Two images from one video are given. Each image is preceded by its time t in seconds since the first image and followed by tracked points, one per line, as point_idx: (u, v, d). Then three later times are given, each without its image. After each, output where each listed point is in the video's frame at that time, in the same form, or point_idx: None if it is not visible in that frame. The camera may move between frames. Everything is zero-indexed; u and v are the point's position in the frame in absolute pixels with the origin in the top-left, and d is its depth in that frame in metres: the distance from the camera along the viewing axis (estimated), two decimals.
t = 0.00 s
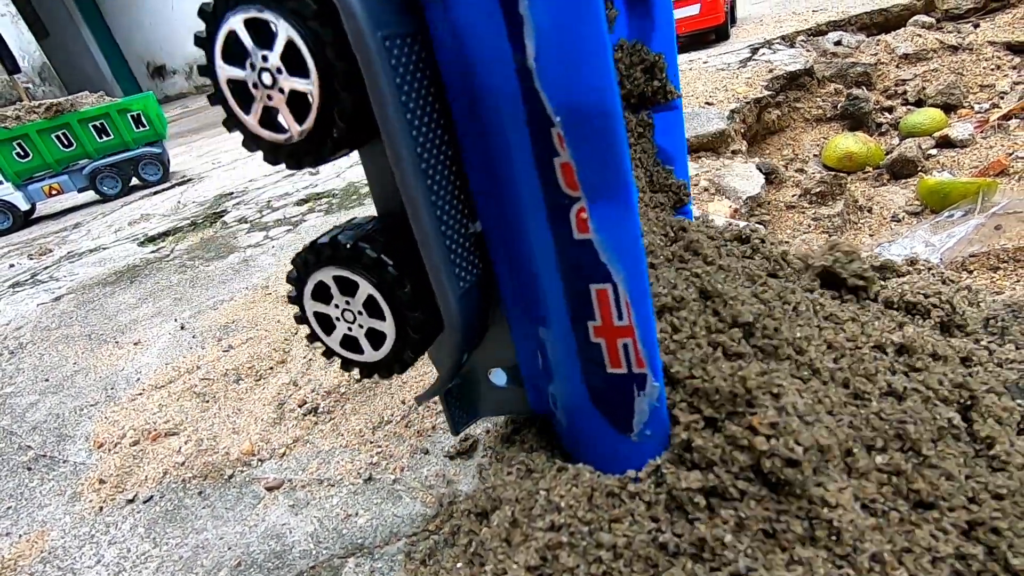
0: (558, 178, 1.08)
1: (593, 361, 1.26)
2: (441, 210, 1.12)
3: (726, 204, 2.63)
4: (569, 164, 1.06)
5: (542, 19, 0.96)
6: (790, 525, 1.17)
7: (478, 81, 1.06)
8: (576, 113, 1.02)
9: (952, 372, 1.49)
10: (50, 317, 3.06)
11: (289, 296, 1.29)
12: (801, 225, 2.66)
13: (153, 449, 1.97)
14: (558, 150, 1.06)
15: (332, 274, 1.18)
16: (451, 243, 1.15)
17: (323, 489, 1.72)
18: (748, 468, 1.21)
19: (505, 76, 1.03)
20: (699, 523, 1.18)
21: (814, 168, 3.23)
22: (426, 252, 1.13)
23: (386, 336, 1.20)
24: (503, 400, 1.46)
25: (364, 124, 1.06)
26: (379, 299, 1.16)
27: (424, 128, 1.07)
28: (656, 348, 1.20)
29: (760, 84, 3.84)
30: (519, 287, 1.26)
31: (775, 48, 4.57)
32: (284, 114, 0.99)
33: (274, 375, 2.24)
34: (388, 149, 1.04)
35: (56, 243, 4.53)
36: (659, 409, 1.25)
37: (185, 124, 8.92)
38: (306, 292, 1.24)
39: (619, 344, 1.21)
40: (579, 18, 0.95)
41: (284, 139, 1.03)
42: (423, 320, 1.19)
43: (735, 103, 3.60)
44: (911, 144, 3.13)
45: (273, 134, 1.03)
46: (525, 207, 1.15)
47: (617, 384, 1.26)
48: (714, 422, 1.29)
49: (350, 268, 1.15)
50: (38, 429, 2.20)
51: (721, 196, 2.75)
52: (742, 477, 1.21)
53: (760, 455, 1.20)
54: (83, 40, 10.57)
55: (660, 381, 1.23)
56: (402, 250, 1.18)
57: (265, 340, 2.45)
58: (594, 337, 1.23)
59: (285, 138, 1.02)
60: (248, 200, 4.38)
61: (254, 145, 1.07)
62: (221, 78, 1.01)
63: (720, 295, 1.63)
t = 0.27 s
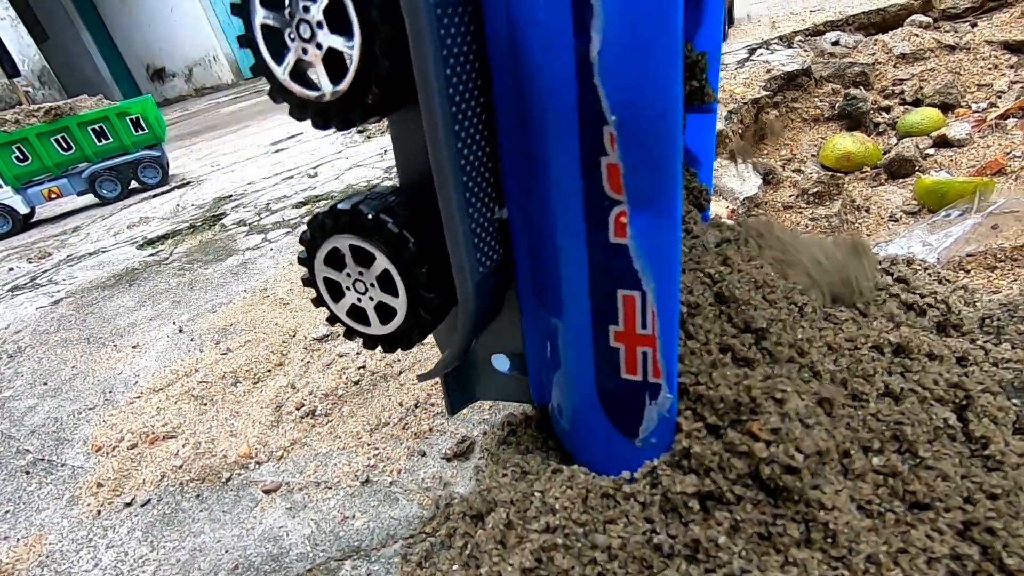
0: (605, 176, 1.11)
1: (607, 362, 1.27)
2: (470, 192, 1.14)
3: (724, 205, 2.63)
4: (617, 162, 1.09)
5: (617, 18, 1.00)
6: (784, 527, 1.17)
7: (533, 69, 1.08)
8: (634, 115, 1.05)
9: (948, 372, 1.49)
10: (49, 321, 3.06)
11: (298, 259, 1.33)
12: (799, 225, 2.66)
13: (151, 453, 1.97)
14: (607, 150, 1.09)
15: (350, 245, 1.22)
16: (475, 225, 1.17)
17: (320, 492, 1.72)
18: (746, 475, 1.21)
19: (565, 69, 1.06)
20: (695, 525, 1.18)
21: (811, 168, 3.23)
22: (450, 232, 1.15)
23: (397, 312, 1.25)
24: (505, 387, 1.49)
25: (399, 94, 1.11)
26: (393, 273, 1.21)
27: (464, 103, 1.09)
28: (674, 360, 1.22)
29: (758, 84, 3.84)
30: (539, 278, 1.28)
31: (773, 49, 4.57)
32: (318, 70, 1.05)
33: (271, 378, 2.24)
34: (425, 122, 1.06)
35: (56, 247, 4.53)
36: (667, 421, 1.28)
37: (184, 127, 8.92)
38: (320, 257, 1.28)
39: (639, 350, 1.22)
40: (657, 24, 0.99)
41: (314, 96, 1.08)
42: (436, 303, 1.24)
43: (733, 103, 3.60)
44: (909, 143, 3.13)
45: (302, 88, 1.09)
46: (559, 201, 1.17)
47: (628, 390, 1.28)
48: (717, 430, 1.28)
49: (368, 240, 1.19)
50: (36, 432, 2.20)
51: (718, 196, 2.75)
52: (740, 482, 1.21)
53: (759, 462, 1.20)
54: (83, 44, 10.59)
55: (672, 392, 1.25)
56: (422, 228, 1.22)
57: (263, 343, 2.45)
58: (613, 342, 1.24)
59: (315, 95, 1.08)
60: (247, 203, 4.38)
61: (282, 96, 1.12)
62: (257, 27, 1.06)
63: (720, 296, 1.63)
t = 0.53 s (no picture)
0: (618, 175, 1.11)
1: (613, 360, 1.27)
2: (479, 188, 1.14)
3: (722, 204, 2.64)
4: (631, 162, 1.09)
5: (639, 19, 0.99)
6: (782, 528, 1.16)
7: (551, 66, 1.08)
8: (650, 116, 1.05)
9: (944, 369, 1.49)
10: (48, 325, 3.06)
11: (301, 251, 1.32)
12: (797, 224, 2.67)
13: (150, 456, 1.96)
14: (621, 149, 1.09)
15: (352, 238, 1.22)
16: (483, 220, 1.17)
17: (319, 494, 1.72)
18: (743, 476, 1.20)
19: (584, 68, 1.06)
20: (691, 524, 1.18)
21: (809, 167, 3.23)
22: (459, 224, 1.15)
23: (401, 303, 1.24)
24: (505, 386, 1.49)
25: (411, 87, 1.09)
26: (397, 264, 1.20)
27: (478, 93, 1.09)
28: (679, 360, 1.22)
29: (755, 84, 3.84)
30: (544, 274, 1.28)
31: (770, 48, 4.57)
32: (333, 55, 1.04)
33: (270, 380, 2.24)
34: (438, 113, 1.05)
35: (55, 251, 4.53)
36: (666, 421, 1.28)
37: (183, 130, 8.93)
38: (323, 250, 1.27)
39: (642, 349, 1.23)
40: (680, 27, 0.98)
41: (324, 84, 1.07)
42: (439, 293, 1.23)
43: (731, 103, 3.60)
44: (906, 142, 3.13)
45: (313, 76, 1.07)
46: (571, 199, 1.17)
47: (632, 390, 1.28)
48: (715, 430, 1.27)
49: (372, 229, 1.18)
50: (35, 437, 2.20)
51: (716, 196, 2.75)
52: (736, 484, 1.20)
53: (756, 463, 1.20)
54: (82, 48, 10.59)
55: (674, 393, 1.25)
56: (427, 220, 1.22)
57: (262, 346, 2.45)
58: (619, 340, 1.25)
59: (327, 82, 1.06)
60: (245, 206, 4.38)
61: (292, 84, 1.10)
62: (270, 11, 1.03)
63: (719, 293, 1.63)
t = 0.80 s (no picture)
0: (662, 183, 1.06)
1: (633, 366, 1.24)
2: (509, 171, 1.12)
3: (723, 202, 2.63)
4: (678, 173, 1.04)
5: (709, 29, 0.92)
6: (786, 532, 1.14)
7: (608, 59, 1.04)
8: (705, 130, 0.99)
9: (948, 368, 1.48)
10: (47, 327, 3.05)
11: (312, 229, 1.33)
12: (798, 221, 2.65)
13: (149, 458, 1.96)
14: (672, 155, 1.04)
15: (367, 214, 1.22)
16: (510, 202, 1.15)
17: (319, 496, 1.71)
18: (750, 485, 1.18)
19: (640, 69, 1.01)
20: (694, 526, 1.17)
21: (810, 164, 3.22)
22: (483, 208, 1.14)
23: (414, 281, 1.24)
24: (512, 374, 1.50)
25: (440, 62, 1.08)
26: (411, 242, 1.20)
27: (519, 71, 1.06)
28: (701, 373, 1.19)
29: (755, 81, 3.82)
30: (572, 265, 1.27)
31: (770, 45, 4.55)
32: (359, 22, 1.04)
33: (270, 381, 2.23)
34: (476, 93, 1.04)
35: (55, 253, 4.53)
36: (677, 432, 1.26)
37: (183, 132, 8.92)
38: (335, 226, 1.27)
39: (665, 359, 1.19)
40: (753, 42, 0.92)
41: (350, 46, 1.07)
42: (456, 271, 1.22)
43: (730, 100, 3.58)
44: (907, 138, 3.12)
45: (339, 39, 1.07)
46: (608, 198, 1.14)
47: (646, 396, 1.25)
48: (725, 439, 1.23)
49: (386, 204, 1.18)
50: (34, 440, 2.19)
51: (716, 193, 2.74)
52: (742, 491, 1.18)
53: (768, 474, 1.16)
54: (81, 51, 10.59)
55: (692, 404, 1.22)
56: (444, 198, 1.21)
57: (261, 347, 2.44)
58: (643, 349, 1.21)
59: (354, 47, 1.06)
60: (245, 207, 4.37)
61: (317, 42, 1.10)
62: None
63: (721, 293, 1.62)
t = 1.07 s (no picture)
0: (676, 185, 1.07)
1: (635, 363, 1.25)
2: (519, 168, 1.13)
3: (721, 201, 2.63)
4: (692, 176, 1.05)
5: (733, 39, 0.92)
6: (782, 532, 1.14)
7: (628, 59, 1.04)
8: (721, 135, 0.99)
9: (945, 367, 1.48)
10: (49, 330, 3.07)
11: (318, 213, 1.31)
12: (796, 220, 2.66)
13: (150, 461, 1.96)
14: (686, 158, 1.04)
15: (373, 198, 1.21)
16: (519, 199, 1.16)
17: (318, 497, 1.72)
18: (744, 484, 1.18)
19: (658, 69, 1.01)
20: (690, 526, 1.17)
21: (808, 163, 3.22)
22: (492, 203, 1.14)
23: (421, 265, 1.23)
24: (509, 364, 1.53)
25: (461, 46, 1.07)
26: (417, 225, 1.18)
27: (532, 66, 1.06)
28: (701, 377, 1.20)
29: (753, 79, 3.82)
30: (577, 260, 1.28)
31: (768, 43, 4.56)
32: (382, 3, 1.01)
33: (270, 383, 2.23)
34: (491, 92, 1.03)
35: (56, 256, 4.54)
36: (672, 431, 1.28)
37: (183, 134, 8.94)
38: (341, 209, 1.26)
39: (667, 360, 1.21)
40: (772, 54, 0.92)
41: (369, 27, 1.04)
42: (462, 253, 1.20)
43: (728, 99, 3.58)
44: (905, 136, 3.12)
45: (358, 16, 1.03)
46: (619, 198, 1.14)
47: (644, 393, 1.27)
48: (720, 439, 1.23)
49: (390, 185, 1.17)
50: (36, 442, 2.20)
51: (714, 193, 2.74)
52: (737, 490, 1.18)
53: (761, 472, 1.17)
54: (81, 54, 10.61)
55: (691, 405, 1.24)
56: (452, 180, 1.19)
57: (261, 348, 2.45)
58: (645, 349, 1.23)
59: (373, 26, 1.03)
60: (245, 209, 4.38)
61: (331, 14, 1.06)
62: None
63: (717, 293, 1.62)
